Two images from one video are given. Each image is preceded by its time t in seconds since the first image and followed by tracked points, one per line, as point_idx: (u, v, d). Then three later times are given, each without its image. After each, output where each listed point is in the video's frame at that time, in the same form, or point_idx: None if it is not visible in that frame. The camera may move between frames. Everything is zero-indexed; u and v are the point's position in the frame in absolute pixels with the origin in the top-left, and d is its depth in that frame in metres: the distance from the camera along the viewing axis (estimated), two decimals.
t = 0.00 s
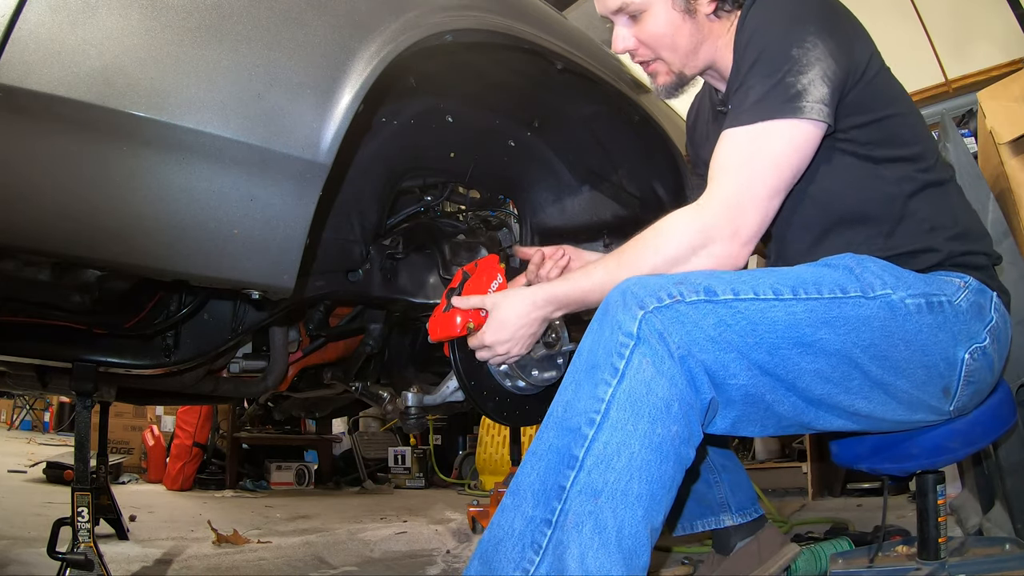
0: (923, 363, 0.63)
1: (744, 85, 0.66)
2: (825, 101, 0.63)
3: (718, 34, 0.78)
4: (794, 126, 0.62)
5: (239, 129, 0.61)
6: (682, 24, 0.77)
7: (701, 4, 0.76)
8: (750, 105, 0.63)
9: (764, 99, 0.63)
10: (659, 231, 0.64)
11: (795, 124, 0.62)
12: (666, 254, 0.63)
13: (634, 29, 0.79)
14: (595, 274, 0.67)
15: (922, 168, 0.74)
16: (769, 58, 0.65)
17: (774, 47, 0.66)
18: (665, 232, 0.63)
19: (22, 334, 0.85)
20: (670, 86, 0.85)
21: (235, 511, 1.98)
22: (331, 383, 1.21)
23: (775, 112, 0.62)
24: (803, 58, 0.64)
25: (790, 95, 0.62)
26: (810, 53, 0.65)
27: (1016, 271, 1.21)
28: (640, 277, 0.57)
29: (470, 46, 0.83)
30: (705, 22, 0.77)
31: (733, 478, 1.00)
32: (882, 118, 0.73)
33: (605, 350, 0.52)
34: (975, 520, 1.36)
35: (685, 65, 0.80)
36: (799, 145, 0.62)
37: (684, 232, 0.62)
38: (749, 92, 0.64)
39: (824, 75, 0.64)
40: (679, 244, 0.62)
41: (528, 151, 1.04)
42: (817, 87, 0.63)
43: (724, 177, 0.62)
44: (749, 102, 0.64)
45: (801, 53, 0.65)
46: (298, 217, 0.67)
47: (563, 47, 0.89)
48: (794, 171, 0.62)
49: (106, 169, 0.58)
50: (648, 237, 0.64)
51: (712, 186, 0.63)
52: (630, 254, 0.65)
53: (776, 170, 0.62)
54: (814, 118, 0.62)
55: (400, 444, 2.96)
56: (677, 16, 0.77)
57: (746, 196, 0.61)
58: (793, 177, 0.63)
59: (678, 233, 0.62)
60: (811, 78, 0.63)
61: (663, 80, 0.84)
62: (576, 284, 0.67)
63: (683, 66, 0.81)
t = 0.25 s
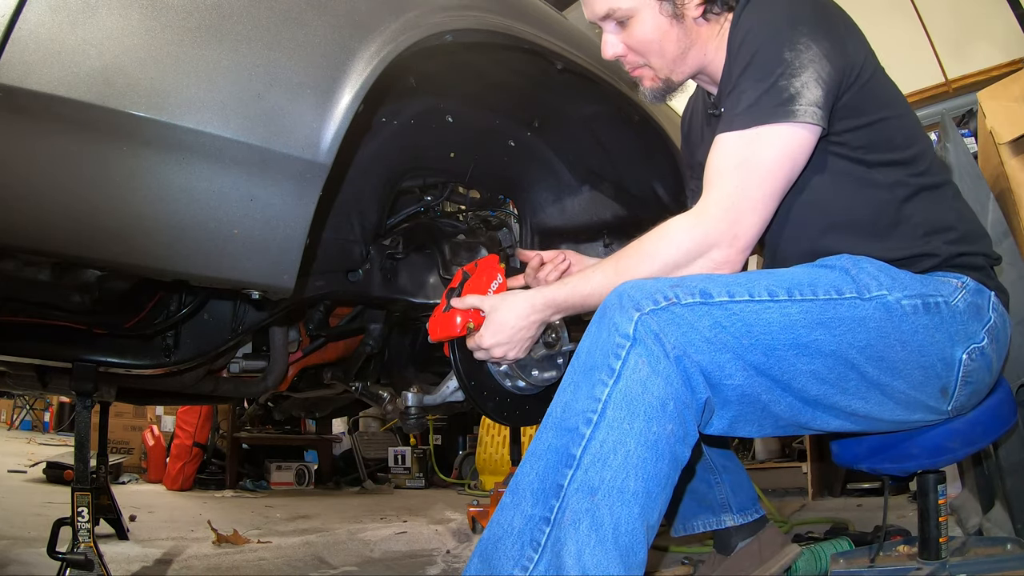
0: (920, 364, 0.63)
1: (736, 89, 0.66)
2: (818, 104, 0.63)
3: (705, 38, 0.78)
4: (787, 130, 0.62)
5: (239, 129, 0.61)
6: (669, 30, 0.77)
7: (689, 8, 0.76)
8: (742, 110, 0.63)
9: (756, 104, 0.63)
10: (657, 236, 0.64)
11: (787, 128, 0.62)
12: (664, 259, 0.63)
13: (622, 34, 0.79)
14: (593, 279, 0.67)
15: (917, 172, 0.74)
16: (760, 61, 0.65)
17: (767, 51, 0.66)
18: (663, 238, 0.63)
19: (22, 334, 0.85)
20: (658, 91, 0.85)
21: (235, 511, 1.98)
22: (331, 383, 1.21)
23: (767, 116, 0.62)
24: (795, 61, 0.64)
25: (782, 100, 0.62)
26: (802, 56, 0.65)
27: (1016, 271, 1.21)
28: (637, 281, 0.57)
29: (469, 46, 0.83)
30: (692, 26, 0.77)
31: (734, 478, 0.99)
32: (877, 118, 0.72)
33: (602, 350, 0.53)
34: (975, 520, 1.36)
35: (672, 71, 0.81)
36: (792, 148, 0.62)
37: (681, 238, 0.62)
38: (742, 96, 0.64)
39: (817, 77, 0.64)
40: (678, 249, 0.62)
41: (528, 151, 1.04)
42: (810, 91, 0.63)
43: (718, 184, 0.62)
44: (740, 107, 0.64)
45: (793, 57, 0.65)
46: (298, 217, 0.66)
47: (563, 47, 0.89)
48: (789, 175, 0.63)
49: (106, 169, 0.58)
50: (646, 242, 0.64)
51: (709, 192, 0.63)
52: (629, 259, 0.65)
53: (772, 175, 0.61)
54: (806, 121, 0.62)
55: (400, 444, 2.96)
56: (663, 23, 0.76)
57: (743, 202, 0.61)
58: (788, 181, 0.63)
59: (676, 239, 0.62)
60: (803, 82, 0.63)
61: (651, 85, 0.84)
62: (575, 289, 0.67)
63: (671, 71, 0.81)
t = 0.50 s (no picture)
0: (919, 363, 0.63)
1: (733, 83, 0.66)
2: (814, 98, 0.63)
3: (703, 33, 0.78)
4: (782, 124, 0.62)
5: (238, 129, 0.61)
6: (665, 25, 0.76)
7: (685, 4, 0.76)
8: (739, 104, 0.63)
9: (753, 97, 0.63)
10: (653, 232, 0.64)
11: (783, 123, 0.62)
12: (659, 255, 0.63)
13: (619, 30, 0.79)
14: (588, 276, 0.67)
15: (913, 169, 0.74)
16: (756, 56, 0.65)
17: (763, 45, 0.66)
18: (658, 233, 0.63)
19: (22, 334, 0.85)
20: (659, 87, 0.85)
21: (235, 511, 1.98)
22: (331, 383, 1.21)
23: (763, 110, 0.62)
24: (791, 55, 0.64)
25: (779, 94, 0.62)
26: (798, 50, 0.65)
27: (1016, 271, 1.21)
28: (634, 279, 0.57)
29: (469, 46, 0.83)
30: (688, 21, 0.77)
31: (732, 479, 0.99)
32: (875, 117, 0.72)
33: (601, 350, 0.53)
34: (975, 520, 1.36)
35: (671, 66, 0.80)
36: (788, 142, 0.62)
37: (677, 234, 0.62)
38: (738, 90, 0.64)
39: (813, 71, 0.64)
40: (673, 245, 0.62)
41: (528, 151, 1.04)
42: (805, 84, 0.63)
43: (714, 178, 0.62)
44: (737, 101, 0.64)
45: (789, 51, 0.65)
46: (298, 216, 0.66)
47: (563, 47, 0.89)
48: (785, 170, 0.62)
49: (107, 169, 0.58)
50: (641, 238, 0.64)
51: (704, 188, 0.63)
52: (624, 256, 0.65)
53: (768, 169, 0.61)
54: (802, 115, 0.62)
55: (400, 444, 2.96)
56: (660, 18, 0.76)
57: (738, 197, 0.61)
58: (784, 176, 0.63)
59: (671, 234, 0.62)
60: (799, 75, 0.64)
61: (653, 81, 0.84)
62: (569, 286, 0.67)
63: (670, 66, 0.81)
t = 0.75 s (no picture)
0: (918, 363, 0.63)
1: (736, 85, 0.66)
2: (818, 105, 0.63)
3: (713, 25, 0.78)
4: (787, 129, 0.62)
5: (239, 129, 0.61)
6: (676, 14, 0.76)
7: None
8: (743, 105, 0.63)
9: (757, 100, 0.63)
10: (655, 234, 0.63)
11: (788, 128, 0.62)
12: (661, 258, 0.62)
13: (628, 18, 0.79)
14: (591, 277, 0.66)
15: (916, 172, 0.74)
16: (762, 58, 0.65)
17: (767, 48, 0.66)
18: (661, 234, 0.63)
19: (22, 334, 0.85)
20: (665, 76, 0.84)
21: (235, 511, 1.98)
22: (331, 383, 1.21)
23: (768, 114, 0.62)
24: (796, 58, 0.65)
25: (783, 97, 0.63)
26: (803, 53, 0.65)
27: (1016, 271, 1.21)
28: (633, 280, 0.57)
29: (469, 46, 0.83)
30: (699, 12, 0.76)
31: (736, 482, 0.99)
32: (879, 120, 0.73)
33: (601, 349, 0.53)
34: (975, 520, 1.36)
35: (679, 57, 0.80)
36: (791, 148, 0.62)
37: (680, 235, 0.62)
38: (742, 92, 0.64)
39: (817, 76, 0.65)
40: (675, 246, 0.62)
41: (528, 151, 1.04)
42: (810, 90, 0.64)
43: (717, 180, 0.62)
44: (741, 102, 0.64)
45: (795, 53, 0.65)
46: (298, 217, 0.66)
47: (563, 47, 0.89)
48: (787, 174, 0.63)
49: (107, 170, 0.58)
50: (643, 240, 0.64)
51: (706, 190, 0.63)
52: (627, 258, 0.64)
53: (770, 173, 0.62)
54: (806, 121, 0.62)
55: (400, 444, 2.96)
56: (671, 8, 0.76)
57: (741, 199, 0.61)
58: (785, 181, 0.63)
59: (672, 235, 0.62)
60: (804, 80, 0.64)
61: (658, 70, 0.84)
62: (572, 288, 0.67)
63: (678, 57, 0.80)
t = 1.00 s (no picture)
0: (916, 363, 0.63)
1: (737, 91, 0.66)
2: (819, 115, 0.63)
3: (717, 23, 0.78)
4: (788, 140, 0.62)
5: (239, 129, 0.61)
6: (683, 12, 0.76)
7: None
8: (744, 114, 0.63)
9: (758, 110, 0.63)
10: (656, 239, 0.64)
11: (789, 139, 0.62)
12: (663, 263, 0.63)
13: (634, 16, 0.77)
14: (591, 278, 0.66)
15: (916, 174, 0.74)
16: (763, 67, 0.65)
17: (769, 54, 0.66)
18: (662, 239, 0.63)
19: (22, 334, 0.85)
20: (669, 76, 0.83)
21: (235, 511, 1.98)
22: (331, 383, 1.21)
23: (768, 125, 0.62)
24: (799, 67, 0.64)
25: (784, 108, 0.63)
26: (805, 62, 0.65)
27: (1016, 271, 1.21)
28: (633, 282, 0.57)
29: (469, 46, 0.83)
30: (704, 10, 0.76)
31: (738, 487, 1.00)
32: (879, 125, 0.72)
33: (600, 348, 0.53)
34: (975, 520, 1.36)
35: (683, 55, 0.79)
36: (792, 159, 0.62)
37: (680, 241, 0.62)
38: (743, 100, 0.64)
39: (819, 86, 0.65)
40: (676, 252, 0.62)
41: (528, 151, 1.04)
42: (812, 100, 0.63)
43: (717, 189, 0.62)
44: (742, 111, 0.64)
45: (796, 62, 0.65)
46: (298, 217, 0.66)
47: (563, 47, 0.89)
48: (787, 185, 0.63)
49: (107, 170, 0.58)
50: (644, 244, 0.64)
51: (707, 198, 0.63)
52: (627, 260, 0.64)
53: (771, 182, 0.62)
54: (807, 131, 0.62)
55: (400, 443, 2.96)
56: (677, 5, 0.75)
57: (742, 206, 0.61)
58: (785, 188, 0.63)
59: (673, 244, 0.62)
60: (806, 90, 0.64)
61: (661, 70, 0.82)
62: (572, 289, 0.67)
63: (683, 56, 0.79)
